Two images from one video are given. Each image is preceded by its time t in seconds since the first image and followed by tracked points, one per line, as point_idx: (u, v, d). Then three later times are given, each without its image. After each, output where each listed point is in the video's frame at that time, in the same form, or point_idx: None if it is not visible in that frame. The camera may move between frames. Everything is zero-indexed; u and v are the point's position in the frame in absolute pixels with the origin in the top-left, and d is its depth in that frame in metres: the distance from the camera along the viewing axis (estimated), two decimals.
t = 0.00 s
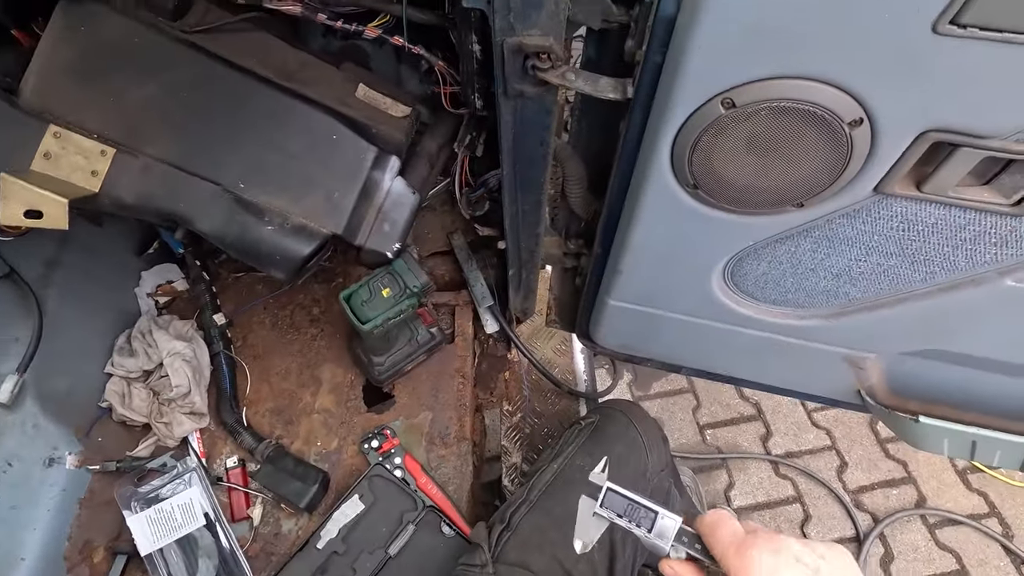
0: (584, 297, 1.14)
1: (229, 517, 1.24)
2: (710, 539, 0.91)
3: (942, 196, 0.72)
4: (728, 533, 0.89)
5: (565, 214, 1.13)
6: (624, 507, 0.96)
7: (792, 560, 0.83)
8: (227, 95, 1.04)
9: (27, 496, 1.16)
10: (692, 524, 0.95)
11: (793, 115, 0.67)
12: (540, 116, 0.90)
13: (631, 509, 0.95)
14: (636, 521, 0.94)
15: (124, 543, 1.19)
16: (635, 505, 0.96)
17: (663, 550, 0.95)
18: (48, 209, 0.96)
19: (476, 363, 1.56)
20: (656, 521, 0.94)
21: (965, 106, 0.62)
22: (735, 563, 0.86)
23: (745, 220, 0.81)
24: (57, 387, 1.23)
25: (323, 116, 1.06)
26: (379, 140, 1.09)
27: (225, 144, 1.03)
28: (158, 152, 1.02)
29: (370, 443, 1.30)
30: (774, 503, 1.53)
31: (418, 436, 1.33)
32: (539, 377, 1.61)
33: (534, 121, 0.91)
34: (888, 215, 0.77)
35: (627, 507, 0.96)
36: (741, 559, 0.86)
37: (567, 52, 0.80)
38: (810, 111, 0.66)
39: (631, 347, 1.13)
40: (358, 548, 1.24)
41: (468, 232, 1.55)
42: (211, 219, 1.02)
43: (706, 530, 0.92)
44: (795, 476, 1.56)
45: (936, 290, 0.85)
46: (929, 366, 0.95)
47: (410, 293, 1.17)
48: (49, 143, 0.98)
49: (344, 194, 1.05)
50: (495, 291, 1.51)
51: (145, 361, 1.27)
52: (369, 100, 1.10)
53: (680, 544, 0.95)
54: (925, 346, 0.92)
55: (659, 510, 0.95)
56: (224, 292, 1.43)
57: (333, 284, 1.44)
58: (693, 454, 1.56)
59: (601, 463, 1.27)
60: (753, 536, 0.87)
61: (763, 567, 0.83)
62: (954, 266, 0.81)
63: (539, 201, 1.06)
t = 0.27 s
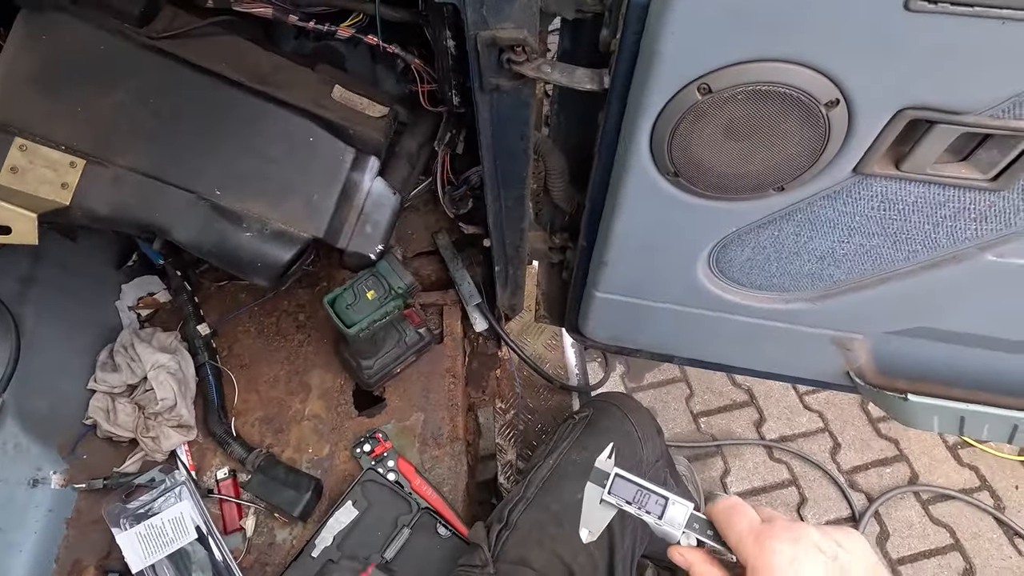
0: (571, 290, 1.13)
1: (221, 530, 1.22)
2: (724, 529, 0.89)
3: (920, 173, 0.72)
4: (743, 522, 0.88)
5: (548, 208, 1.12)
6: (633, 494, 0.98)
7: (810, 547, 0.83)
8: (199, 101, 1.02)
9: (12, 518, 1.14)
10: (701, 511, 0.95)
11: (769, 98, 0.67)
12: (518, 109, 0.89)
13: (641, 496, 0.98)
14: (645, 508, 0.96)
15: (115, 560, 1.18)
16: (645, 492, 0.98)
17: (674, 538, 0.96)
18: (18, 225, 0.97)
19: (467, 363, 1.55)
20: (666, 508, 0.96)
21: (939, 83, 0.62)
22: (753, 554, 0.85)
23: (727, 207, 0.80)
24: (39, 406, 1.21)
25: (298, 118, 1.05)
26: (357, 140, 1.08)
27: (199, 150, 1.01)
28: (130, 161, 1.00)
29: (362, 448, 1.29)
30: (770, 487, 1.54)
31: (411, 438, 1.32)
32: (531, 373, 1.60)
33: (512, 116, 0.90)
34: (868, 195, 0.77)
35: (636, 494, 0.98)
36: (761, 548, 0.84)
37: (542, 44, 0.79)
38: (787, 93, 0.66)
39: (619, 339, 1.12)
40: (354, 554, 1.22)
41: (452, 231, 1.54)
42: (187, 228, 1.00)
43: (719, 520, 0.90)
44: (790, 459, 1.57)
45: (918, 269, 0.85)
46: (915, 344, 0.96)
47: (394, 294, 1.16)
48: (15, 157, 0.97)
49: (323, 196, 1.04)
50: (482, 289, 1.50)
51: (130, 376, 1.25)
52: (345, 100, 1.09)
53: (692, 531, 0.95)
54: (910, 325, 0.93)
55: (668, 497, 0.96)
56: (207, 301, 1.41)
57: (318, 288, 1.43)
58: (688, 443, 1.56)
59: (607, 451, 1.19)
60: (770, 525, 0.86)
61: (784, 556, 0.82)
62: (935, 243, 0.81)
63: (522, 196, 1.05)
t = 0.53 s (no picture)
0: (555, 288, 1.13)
1: (210, 545, 1.20)
2: (665, 519, 0.86)
3: (893, 160, 0.72)
4: (684, 507, 0.85)
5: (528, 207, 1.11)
6: (576, 509, 1.14)
7: (747, 534, 0.78)
8: (169, 111, 1.02)
9: None
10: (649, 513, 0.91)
11: (739, 91, 0.66)
12: (490, 109, 0.88)
13: (581, 509, 1.14)
14: (584, 519, 1.13)
15: None
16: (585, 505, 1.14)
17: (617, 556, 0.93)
18: None
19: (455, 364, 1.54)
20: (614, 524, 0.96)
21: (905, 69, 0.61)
22: (691, 534, 0.81)
23: (704, 200, 0.80)
24: (18, 428, 1.17)
25: (270, 124, 1.04)
26: (330, 145, 1.07)
27: (169, 161, 1.00)
28: (98, 175, 0.99)
29: (350, 455, 1.27)
30: (763, 475, 1.54)
31: (400, 443, 1.31)
32: (520, 373, 1.59)
33: (486, 116, 0.89)
34: (843, 183, 0.77)
35: (579, 508, 1.14)
36: (698, 526, 0.81)
37: (512, 42, 0.78)
38: (756, 85, 0.65)
39: (604, 336, 1.12)
40: (345, 564, 1.21)
41: (435, 232, 1.52)
42: (159, 240, 0.99)
43: (662, 512, 0.87)
44: (782, 447, 1.57)
45: (896, 255, 0.85)
46: (897, 329, 0.96)
47: (375, 300, 1.15)
48: None
49: (297, 205, 1.03)
50: (466, 290, 1.49)
51: (110, 393, 1.23)
52: (318, 105, 1.09)
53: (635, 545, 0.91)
54: (891, 311, 0.93)
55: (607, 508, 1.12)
56: (188, 312, 1.40)
57: (301, 296, 1.42)
58: (680, 434, 1.56)
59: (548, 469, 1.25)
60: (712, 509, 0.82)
61: (718, 534, 0.78)
62: (912, 229, 0.81)
63: (500, 195, 1.04)
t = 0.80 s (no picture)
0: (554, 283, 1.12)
1: (217, 555, 1.19)
2: (671, 518, 0.91)
3: (892, 145, 0.71)
4: (692, 506, 0.89)
5: (525, 203, 1.10)
6: (581, 516, 1.10)
7: (754, 530, 0.84)
8: (160, 118, 1.01)
9: None
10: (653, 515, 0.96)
11: (740, 80, 0.66)
12: (487, 106, 0.87)
13: (588, 517, 1.10)
14: (590, 526, 1.09)
15: None
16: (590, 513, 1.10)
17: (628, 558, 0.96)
18: None
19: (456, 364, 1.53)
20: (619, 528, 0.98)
21: (907, 54, 0.61)
22: (701, 531, 0.86)
23: (704, 191, 0.79)
24: (16, 442, 1.18)
25: (262, 128, 1.03)
26: (324, 147, 1.06)
27: (161, 169, 0.99)
28: (90, 185, 0.97)
29: (355, 459, 1.27)
30: (763, 462, 1.54)
31: (404, 444, 1.31)
32: (520, 370, 1.59)
33: (482, 113, 0.88)
34: (843, 169, 0.76)
35: (585, 516, 1.10)
36: (708, 523, 0.85)
37: (507, 37, 0.77)
38: (757, 73, 0.65)
39: (605, 329, 1.11)
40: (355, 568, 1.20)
41: (430, 232, 1.52)
42: (155, 250, 0.98)
43: (667, 511, 0.91)
44: (781, 433, 1.57)
45: (896, 239, 0.84)
46: (898, 313, 0.96)
47: (375, 301, 1.14)
48: None
49: (294, 207, 1.02)
50: (465, 288, 1.48)
51: (109, 405, 1.22)
52: (310, 107, 1.08)
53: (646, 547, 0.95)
54: (891, 295, 0.92)
55: (613, 513, 1.08)
56: (184, 321, 1.38)
57: (298, 300, 1.41)
58: (681, 424, 1.55)
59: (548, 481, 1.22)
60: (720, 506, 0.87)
61: (728, 530, 0.83)
62: (911, 213, 0.81)
63: (498, 192, 1.03)
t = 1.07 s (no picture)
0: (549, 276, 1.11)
1: (219, 561, 1.18)
2: (698, 508, 0.88)
3: (885, 127, 0.71)
4: (716, 495, 0.86)
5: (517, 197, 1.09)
6: (606, 511, 0.87)
7: (781, 519, 0.81)
8: (144, 121, 0.99)
9: None
10: (678, 503, 0.93)
11: (732, 65, 0.65)
12: (477, 100, 0.86)
13: (612, 508, 0.87)
14: (619, 521, 0.86)
15: None
16: (617, 504, 0.87)
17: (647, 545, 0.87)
18: None
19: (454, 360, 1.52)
20: (637, 516, 0.86)
21: (900, 35, 0.60)
22: (726, 521, 0.83)
23: (698, 179, 0.78)
24: (10, 455, 1.15)
25: (249, 128, 1.02)
26: (312, 146, 1.05)
27: (147, 173, 0.98)
28: (74, 192, 0.96)
29: (355, 459, 1.26)
30: (762, 447, 1.54)
31: (404, 443, 1.30)
32: (517, 364, 1.58)
33: (473, 108, 0.87)
34: (836, 152, 0.75)
35: (609, 509, 0.87)
36: (734, 514, 0.82)
37: (496, 29, 0.76)
38: (750, 58, 0.64)
39: (602, 321, 1.11)
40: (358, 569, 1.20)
41: (423, 229, 1.50)
42: (143, 256, 0.96)
43: (693, 501, 0.89)
44: (778, 418, 1.57)
45: (890, 221, 0.84)
46: (893, 295, 0.95)
47: (370, 300, 1.13)
48: None
49: (284, 208, 1.01)
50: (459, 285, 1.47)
51: (103, 415, 1.21)
52: (298, 107, 1.06)
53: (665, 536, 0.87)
54: (887, 277, 0.92)
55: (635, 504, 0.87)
56: (176, 328, 1.37)
57: (291, 302, 1.40)
58: (678, 413, 1.55)
59: (576, 477, 0.95)
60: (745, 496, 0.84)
61: (755, 521, 0.81)
62: (905, 194, 0.80)
63: (491, 186, 1.02)
